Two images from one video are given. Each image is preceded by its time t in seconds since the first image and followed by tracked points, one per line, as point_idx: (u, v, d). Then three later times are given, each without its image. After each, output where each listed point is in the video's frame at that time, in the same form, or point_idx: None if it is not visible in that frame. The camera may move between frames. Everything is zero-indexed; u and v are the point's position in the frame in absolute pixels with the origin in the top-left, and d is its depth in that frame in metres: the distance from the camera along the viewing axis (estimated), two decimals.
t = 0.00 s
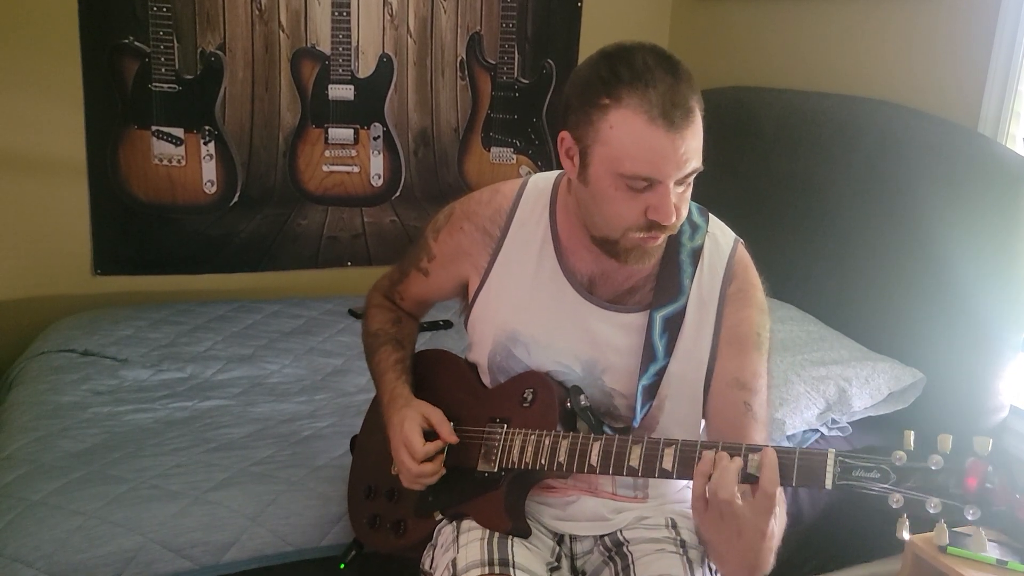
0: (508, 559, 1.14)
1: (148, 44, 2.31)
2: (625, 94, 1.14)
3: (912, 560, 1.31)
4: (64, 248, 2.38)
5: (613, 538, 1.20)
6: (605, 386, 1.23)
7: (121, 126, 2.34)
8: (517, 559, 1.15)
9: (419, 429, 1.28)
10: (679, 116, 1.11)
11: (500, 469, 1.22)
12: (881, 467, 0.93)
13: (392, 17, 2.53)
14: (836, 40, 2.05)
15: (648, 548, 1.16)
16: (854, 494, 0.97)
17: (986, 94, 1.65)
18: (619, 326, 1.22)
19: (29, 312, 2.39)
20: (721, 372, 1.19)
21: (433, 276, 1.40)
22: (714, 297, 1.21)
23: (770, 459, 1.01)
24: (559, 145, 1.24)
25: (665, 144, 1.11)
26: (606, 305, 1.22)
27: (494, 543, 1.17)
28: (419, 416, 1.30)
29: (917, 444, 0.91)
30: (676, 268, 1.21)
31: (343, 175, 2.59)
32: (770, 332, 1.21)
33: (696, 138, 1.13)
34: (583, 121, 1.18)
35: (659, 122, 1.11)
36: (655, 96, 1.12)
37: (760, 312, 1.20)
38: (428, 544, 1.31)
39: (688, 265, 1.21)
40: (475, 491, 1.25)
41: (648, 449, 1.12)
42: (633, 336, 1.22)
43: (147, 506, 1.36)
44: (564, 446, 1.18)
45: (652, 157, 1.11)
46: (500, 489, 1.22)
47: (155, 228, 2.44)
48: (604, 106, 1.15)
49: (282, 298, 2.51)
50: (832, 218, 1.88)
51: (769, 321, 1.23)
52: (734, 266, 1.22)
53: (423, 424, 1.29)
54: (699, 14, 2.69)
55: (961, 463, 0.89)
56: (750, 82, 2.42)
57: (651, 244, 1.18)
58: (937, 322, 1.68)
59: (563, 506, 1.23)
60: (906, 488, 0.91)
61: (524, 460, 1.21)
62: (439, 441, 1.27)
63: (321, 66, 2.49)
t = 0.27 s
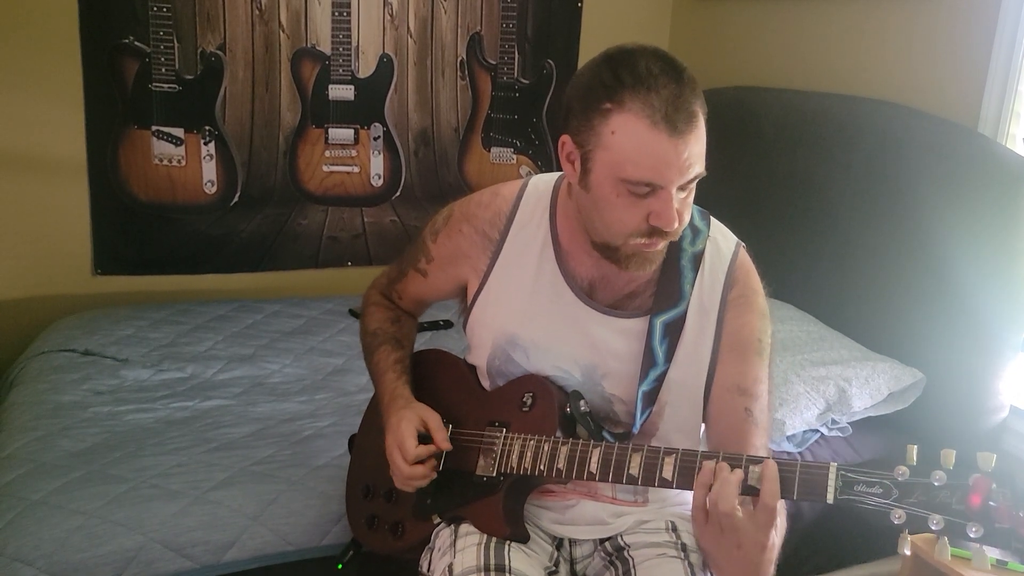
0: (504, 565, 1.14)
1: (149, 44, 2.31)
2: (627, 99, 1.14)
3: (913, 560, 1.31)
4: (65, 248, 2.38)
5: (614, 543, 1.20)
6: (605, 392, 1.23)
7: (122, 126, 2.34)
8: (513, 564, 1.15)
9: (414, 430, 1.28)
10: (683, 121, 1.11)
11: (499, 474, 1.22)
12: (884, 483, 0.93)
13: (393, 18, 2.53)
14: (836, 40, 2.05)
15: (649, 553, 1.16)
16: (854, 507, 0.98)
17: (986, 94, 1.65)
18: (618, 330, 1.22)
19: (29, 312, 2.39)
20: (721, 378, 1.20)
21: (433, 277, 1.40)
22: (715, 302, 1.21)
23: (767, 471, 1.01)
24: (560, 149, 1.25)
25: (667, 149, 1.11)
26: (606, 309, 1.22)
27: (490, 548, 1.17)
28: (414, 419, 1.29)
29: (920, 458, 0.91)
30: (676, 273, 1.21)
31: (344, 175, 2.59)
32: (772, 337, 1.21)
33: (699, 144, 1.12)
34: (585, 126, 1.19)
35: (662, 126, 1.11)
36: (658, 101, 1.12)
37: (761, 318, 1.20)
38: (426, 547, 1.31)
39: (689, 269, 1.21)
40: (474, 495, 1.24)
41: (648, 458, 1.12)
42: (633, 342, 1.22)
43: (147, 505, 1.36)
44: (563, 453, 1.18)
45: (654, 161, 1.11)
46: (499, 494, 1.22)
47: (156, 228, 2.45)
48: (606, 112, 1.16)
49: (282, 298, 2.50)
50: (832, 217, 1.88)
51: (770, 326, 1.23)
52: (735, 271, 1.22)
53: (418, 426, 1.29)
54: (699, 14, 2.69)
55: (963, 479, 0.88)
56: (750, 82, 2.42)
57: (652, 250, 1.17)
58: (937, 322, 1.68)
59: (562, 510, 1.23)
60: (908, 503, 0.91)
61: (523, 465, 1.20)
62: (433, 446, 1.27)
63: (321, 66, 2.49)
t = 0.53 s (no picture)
0: (505, 562, 1.14)
1: (149, 44, 2.31)
2: (627, 98, 1.14)
3: (912, 560, 1.31)
4: (65, 248, 2.39)
5: (613, 540, 1.20)
6: (606, 389, 1.24)
7: (122, 126, 2.34)
8: (514, 561, 1.15)
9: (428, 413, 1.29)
10: (681, 118, 1.12)
11: (500, 471, 1.23)
12: (882, 472, 0.94)
13: (393, 17, 2.53)
14: (836, 40, 2.05)
15: (648, 550, 1.16)
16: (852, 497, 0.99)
17: (986, 94, 1.66)
18: (618, 327, 1.22)
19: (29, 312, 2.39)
20: (720, 375, 1.20)
21: (434, 276, 1.40)
22: (714, 298, 1.21)
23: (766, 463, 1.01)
24: (560, 148, 1.25)
25: (666, 146, 1.11)
26: (606, 307, 1.22)
27: (491, 545, 1.17)
28: (425, 402, 1.30)
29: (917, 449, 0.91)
30: (675, 270, 1.21)
31: (344, 175, 2.60)
32: (770, 334, 1.21)
33: (698, 141, 1.13)
34: (585, 125, 1.19)
35: (661, 123, 1.11)
36: (658, 100, 1.12)
37: (760, 315, 1.20)
38: (427, 543, 1.31)
39: (687, 266, 1.21)
40: (475, 492, 1.24)
41: (648, 452, 1.12)
42: (633, 339, 1.22)
43: (149, 505, 1.36)
44: (564, 449, 1.18)
45: (654, 158, 1.12)
46: (500, 491, 1.22)
47: (156, 228, 2.45)
48: (606, 110, 1.16)
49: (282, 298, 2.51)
50: (832, 218, 1.88)
51: (769, 323, 1.23)
52: (733, 268, 1.22)
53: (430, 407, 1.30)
54: (699, 14, 2.69)
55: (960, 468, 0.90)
56: (750, 82, 2.42)
57: (652, 247, 1.17)
58: (937, 322, 1.68)
59: (562, 506, 1.23)
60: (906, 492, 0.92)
61: (524, 462, 1.21)
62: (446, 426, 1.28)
63: (321, 66, 2.49)
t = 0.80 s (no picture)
0: (509, 553, 1.15)
1: (149, 43, 2.31)
2: (628, 92, 1.14)
3: (912, 559, 1.31)
4: (65, 248, 2.39)
5: (612, 532, 1.20)
6: (606, 381, 1.24)
7: (122, 126, 2.34)
8: (518, 554, 1.15)
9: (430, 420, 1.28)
10: (682, 110, 1.13)
11: (501, 464, 1.22)
12: (877, 449, 0.93)
13: (393, 17, 2.53)
14: (836, 40, 2.05)
15: (646, 543, 1.16)
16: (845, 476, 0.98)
17: (986, 93, 1.66)
18: (618, 321, 1.22)
19: (28, 311, 2.39)
20: (718, 367, 1.20)
21: (434, 275, 1.40)
22: (712, 290, 1.21)
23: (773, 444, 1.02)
24: (561, 145, 1.24)
25: (669, 137, 1.12)
26: (606, 301, 1.22)
27: (495, 536, 1.18)
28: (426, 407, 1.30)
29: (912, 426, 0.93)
30: (674, 264, 1.21)
31: (344, 174, 2.60)
32: (766, 326, 1.22)
33: (698, 132, 1.14)
34: (586, 120, 1.19)
35: (662, 115, 1.12)
36: (659, 93, 1.13)
37: (758, 308, 1.21)
38: (430, 539, 1.31)
39: (684, 260, 1.21)
40: (477, 485, 1.24)
41: (648, 439, 1.12)
42: (632, 333, 1.22)
43: (149, 504, 1.36)
44: (565, 439, 1.19)
45: (656, 149, 1.12)
46: (501, 484, 1.22)
47: (157, 228, 2.45)
48: (608, 105, 1.16)
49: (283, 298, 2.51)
50: (832, 217, 1.88)
51: (766, 315, 1.23)
52: (729, 262, 1.22)
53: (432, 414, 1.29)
54: (699, 13, 2.69)
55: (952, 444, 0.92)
56: (750, 81, 2.42)
57: (655, 239, 1.17)
58: (937, 321, 1.68)
59: (562, 500, 1.23)
60: (902, 468, 0.91)
61: (525, 453, 1.21)
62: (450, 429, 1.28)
63: (321, 66, 2.49)
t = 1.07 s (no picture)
0: (514, 553, 1.14)
1: (150, 44, 2.32)
2: (631, 87, 1.14)
3: (912, 560, 1.31)
4: (65, 249, 2.39)
5: (616, 532, 1.20)
6: (608, 379, 1.23)
7: (123, 127, 2.34)
8: (523, 553, 1.15)
9: (429, 432, 1.28)
10: (685, 104, 1.13)
11: (503, 463, 1.22)
12: (877, 448, 0.92)
13: (393, 18, 2.53)
14: (836, 42, 2.05)
15: (650, 542, 1.16)
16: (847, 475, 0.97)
17: (986, 95, 1.66)
18: (619, 319, 1.22)
19: (28, 312, 2.39)
20: (720, 361, 1.20)
21: (435, 277, 1.40)
22: (712, 286, 1.21)
23: (786, 453, 0.99)
24: (562, 142, 1.24)
25: (672, 130, 1.12)
26: (607, 298, 1.22)
27: (499, 535, 1.17)
28: (427, 418, 1.30)
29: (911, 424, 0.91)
30: (674, 260, 1.21)
31: (344, 176, 2.60)
32: (767, 320, 1.22)
33: (701, 126, 1.14)
34: (590, 116, 1.18)
35: (666, 109, 1.12)
36: (662, 87, 1.13)
37: (759, 301, 1.21)
38: (432, 540, 1.31)
39: (684, 256, 1.21)
40: (479, 485, 1.24)
41: (648, 439, 1.12)
42: (633, 329, 1.22)
43: (149, 505, 1.36)
44: (566, 438, 1.18)
45: (661, 143, 1.12)
46: (504, 484, 1.22)
47: (157, 229, 2.45)
48: (611, 100, 1.16)
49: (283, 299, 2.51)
50: (833, 218, 1.88)
51: (767, 311, 1.24)
52: (730, 258, 1.22)
53: (431, 426, 1.28)
54: (699, 15, 2.70)
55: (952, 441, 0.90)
56: (750, 83, 2.42)
57: (659, 234, 1.17)
58: (937, 322, 1.68)
59: (566, 500, 1.23)
60: (902, 467, 0.90)
61: (526, 453, 1.21)
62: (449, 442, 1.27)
63: (322, 66, 2.50)
